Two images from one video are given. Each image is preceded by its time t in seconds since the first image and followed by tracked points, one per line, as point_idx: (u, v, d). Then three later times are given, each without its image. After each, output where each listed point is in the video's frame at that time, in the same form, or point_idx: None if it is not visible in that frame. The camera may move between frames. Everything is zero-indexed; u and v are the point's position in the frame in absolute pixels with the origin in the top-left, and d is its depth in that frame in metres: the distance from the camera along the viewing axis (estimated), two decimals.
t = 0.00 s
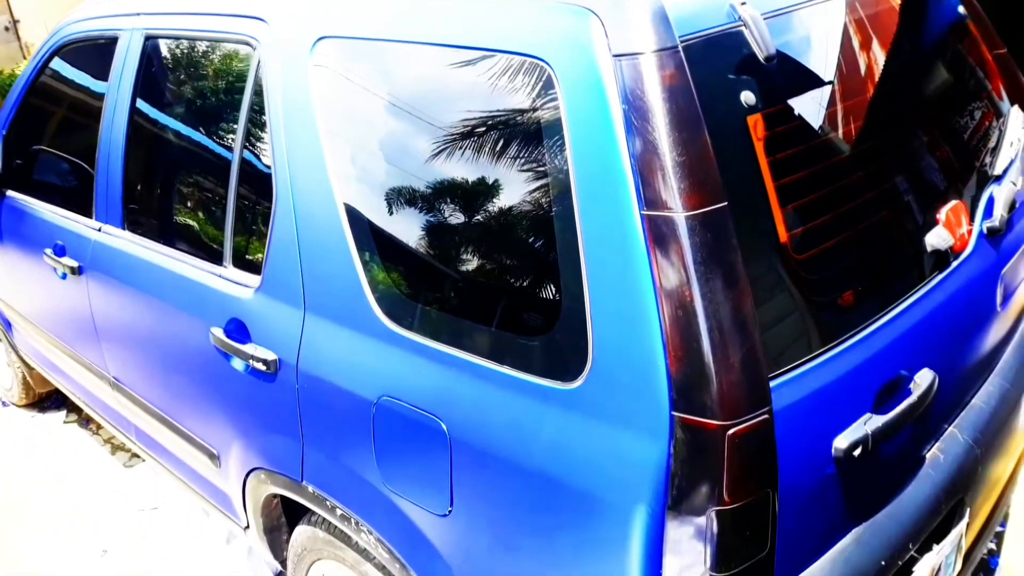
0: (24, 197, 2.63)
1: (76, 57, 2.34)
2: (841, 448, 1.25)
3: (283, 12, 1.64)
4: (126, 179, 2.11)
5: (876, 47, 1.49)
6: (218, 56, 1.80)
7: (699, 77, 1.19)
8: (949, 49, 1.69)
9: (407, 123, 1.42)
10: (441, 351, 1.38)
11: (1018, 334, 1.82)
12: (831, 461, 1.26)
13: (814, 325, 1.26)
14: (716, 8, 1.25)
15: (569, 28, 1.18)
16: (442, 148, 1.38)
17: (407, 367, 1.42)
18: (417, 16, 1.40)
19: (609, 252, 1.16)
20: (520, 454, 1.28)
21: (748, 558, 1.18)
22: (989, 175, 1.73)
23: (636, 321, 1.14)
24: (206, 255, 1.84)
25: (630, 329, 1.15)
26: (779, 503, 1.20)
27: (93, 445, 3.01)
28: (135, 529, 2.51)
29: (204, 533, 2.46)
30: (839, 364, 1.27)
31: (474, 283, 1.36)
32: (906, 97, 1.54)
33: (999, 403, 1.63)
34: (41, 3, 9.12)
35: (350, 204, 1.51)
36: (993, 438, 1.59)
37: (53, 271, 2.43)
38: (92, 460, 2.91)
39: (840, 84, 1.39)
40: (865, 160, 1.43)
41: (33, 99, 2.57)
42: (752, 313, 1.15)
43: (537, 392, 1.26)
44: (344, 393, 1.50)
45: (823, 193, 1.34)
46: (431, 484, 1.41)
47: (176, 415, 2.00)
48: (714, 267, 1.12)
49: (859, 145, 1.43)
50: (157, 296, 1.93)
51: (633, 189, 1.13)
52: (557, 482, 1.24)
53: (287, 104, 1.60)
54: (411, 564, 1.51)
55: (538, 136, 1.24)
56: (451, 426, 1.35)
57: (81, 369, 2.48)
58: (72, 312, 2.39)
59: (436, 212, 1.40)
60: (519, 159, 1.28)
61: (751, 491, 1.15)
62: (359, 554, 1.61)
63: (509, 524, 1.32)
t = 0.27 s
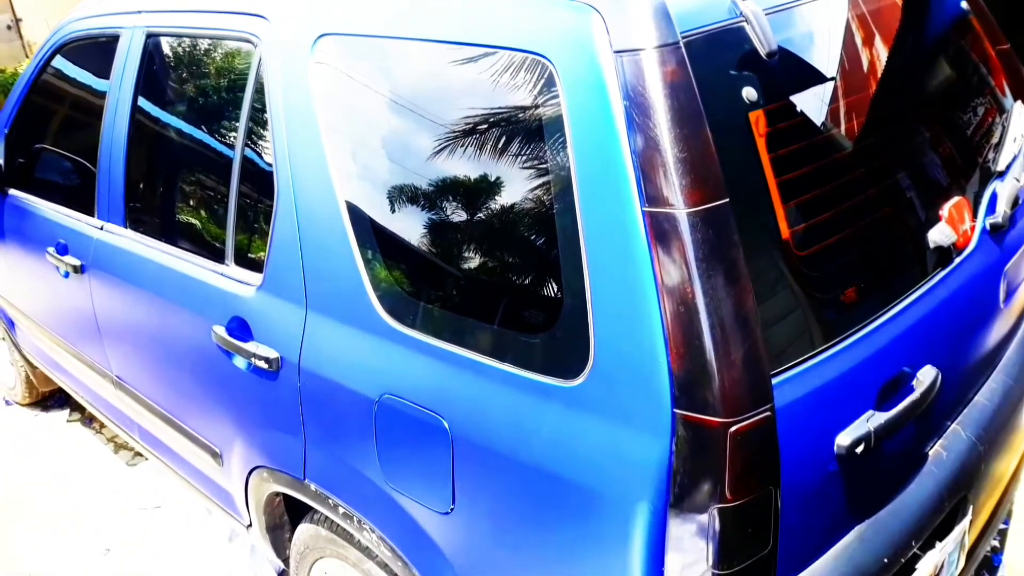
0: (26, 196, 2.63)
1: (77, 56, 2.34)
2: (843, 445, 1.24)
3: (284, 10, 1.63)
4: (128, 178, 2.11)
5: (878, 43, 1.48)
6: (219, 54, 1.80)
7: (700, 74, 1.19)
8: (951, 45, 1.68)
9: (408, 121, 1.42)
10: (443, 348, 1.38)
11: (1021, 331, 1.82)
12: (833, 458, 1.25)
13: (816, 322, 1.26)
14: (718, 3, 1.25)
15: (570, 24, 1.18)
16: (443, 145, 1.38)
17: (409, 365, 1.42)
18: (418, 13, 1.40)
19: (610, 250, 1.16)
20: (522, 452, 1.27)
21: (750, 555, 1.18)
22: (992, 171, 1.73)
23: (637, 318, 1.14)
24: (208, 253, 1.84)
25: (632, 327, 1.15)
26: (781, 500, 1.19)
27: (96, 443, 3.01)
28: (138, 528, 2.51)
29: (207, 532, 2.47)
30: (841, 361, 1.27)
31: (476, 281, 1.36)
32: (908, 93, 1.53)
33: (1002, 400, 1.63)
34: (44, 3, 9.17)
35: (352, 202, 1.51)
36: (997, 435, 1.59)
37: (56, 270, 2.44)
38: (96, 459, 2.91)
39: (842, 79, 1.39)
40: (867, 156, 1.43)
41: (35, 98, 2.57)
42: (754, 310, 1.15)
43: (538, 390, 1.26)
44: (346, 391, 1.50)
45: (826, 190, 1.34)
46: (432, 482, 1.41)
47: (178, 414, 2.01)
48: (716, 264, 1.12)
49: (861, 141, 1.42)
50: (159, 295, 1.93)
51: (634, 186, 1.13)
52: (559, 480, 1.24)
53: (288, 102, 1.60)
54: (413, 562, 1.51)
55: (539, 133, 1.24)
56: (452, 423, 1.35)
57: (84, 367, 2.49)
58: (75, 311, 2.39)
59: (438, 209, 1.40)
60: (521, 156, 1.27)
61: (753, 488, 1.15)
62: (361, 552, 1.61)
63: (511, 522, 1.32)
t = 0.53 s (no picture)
0: (24, 193, 2.63)
1: (75, 53, 2.33)
2: (841, 443, 1.24)
3: (282, 7, 1.63)
4: (127, 175, 2.11)
5: (878, 41, 1.48)
6: (218, 52, 1.80)
7: (699, 71, 1.19)
8: (950, 42, 1.68)
9: (407, 118, 1.42)
10: (441, 346, 1.38)
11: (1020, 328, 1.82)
12: (832, 455, 1.25)
13: (815, 319, 1.26)
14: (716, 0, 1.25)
15: (570, 21, 1.18)
16: (442, 143, 1.38)
17: (407, 363, 1.42)
18: (417, 10, 1.40)
19: (609, 248, 1.16)
20: (521, 449, 1.27)
21: (749, 553, 1.17)
22: (991, 168, 1.73)
23: (636, 316, 1.14)
24: (207, 250, 1.84)
25: (631, 324, 1.15)
26: (780, 498, 1.19)
27: (94, 441, 3.01)
28: (137, 526, 2.51)
29: (206, 529, 2.46)
30: (840, 359, 1.27)
31: (475, 279, 1.36)
32: (907, 90, 1.53)
33: (1001, 398, 1.63)
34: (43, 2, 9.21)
35: (350, 199, 1.51)
36: (995, 433, 1.59)
37: (54, 267, 2.43)
38: (94, 456, 2.91)
39: (841, 77, 1.39)
40: (866, 153, 1.42)
41: (33, 95, 2.57)
42: (753, 308, 1.15)
43: (537, 387, 1.26)
44: (344, 388, 1.50)
45: (824, 187, 1.34)
46: (431, 479, 1.40)
47: (176, 411, 2.00)
48: (715, 261, 1.12)
49: (860, 139, 1.42)
50: (157, 293, 1.93)
51: (633, 183, 1.13)
52: (558, 478, 1.24)
53: (287, 99, 1.60)
54: (412, 560, 1.51)
55: (538, 131, 1.24)
56: (451, 421, 1.35)
57: (82, 365, 2.48)
58: (73, 309, 2.39)
59: (437, 207, 1.40)
60: (520, 154, 1.27)
61: (751, 486, 1.15)
62: (360, 550, 1.61)
63: (509, 520, 1.32)
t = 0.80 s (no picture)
0: (19, 189, 2.62)
1: (71, 48, 2.33)
2: (838, 441, 1.24)
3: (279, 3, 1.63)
4: (123, 171, 2.10)
5: (875, 40, 1.48)
6: (215, 48, 1.79)
7: (697, 68, 1.18)
8: (948, 42, 1.68)
9: (404, 115, 1.41)
10: (437, 343, 1.38)
11: (1016, 327, 1.82)
12: (828, 453, 1.25)
13: (812, 318, 1.26)
14: None
15: (568, 18, 1.18)
16: (439, 140, 1.37)
17: (403, 359, 1.41)
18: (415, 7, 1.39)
19: (605, 245, 1.16)
20: (516, 446, 1.27)
21: (745, 550, 1.17)
22: (988, 167, 1.73)
23: (632, 313, 1.14)
24: (203, 247, 1.83)
25: (627, 322, 1.14)
26: (776, 495, 1.19)
27: (89, 438, 3.00)
28: (132, 522, 2.50)
29: (201, 526, 2.46)
30: (836, 356, 1.26)
31: (471, 276, 1.35)
32: (905, 89, 1.53)
33: (997, 396, 1.63)
34: None
35: (347, 196, 1.50)
36: (991, 432, 1.59)
37: (49, 263, 2.43)
38: (89, 453, 2.90)
39: (838, 75, 1.39)
40: (862, 152, 1.42)
41: (29, 90, 2.56)
42: (749, 306, 1.15)
43: (533, 384, 1.26)
44: (340, 385, 1.50)
45: (821, 185, 1.34)
46: (426, 476, 1.40)
47: (171, 408, 2.00)
48: (712, 258, 1.11)
49: (858, 138, 1.42)
50: (152, 289, 1.92)
51: (630, 180, 1.12)
52: (554, 475, 1.24)
53: (284, 95, 1.59)
54: (407, 557, 1.50)
55: (535, 128, 1.24)
56: (447, 418, 1.34)
57: (77, 361, 2.47)
58: (69, 305, 2.38)
59: (434, 204, 1.39)
60: (517, 151, 1.27)
61: (747, 483, 1.15)
62: (355, 547, 1.61)
63: (505, 517, 1.32)
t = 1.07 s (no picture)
0: (9, 178, 2.60)
1: (62, 36, 2.30)
2: (829, 433, 1.24)
3: None
4: (113, 161, 2.08)
5: (870, 34, 1.46)
6: (207, 37, 1.78)
7: (691, 58, 1.18)
8: (943, 36, 1.67)
9: (397, 105, 1.40)
10: (430, 335, 1.37)
11: (1008, 321, 1.82)
12: (820, 446, 1.25)
13: (804, 310, 1.26)
14: None
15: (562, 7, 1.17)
16: (432, 130, 1.36)
17: (395, 350, 1.40)
18: None
19: (599, 236, 1.15)
20: (509, 438, 1.27)
21: (736, 542, 1.17)
22: (981, 161, 1.73)
23: (625, 305, 1.13)
24: (194, 237, 1.82)
25: (620, 313, 1.14)
26: (767, 487, 1.19)
27: (80, 429, 2.98)
28: (122, 513, 2.49)
29: (192, 517, 2.45)
30: (829, 349, 1.26)
31: (464, 267, 1.34)
32: (899, 83, 1.53)
33: (988, 389, 1.63)
34: None
35: (339, 186, 1.49)
36: (982, 424, 1.59)
37: (39, 253, 2.41)
38: (79, 444, 2.88)
39: (833, 68, 1.37)
40: (856, 145, 1.42)
41: (19, 79, 2.53)
42: (742, 298, 1.15)
43: (526, 375, 1.25)
44: (331, 376, 1.49)
45: (815, 178, 1.33)
46: (418, 467, 1.39)
47: (162, 399, 1.98)
48: (705, 249, 1.11)
49: (852, 131, 1.42)
50: (143, 279, 1.91)
51: (624, 171, 1.12)
52: (546, 466, 1.23)
53: (276, 85, 1.58)
54: (398, 548, 1.50)
55: (528, 119, 1.23)
56: (439, 409, 1.34)
57: (67, 352, 2.46)
58: (59, 295, 2.36)
59: (427, 195, 1.39)
60: (510, 142, 1.26)
61: (739, 475, 1.15)
62: (346, 538, 1.60)
63: (497, 508, 1.31)
